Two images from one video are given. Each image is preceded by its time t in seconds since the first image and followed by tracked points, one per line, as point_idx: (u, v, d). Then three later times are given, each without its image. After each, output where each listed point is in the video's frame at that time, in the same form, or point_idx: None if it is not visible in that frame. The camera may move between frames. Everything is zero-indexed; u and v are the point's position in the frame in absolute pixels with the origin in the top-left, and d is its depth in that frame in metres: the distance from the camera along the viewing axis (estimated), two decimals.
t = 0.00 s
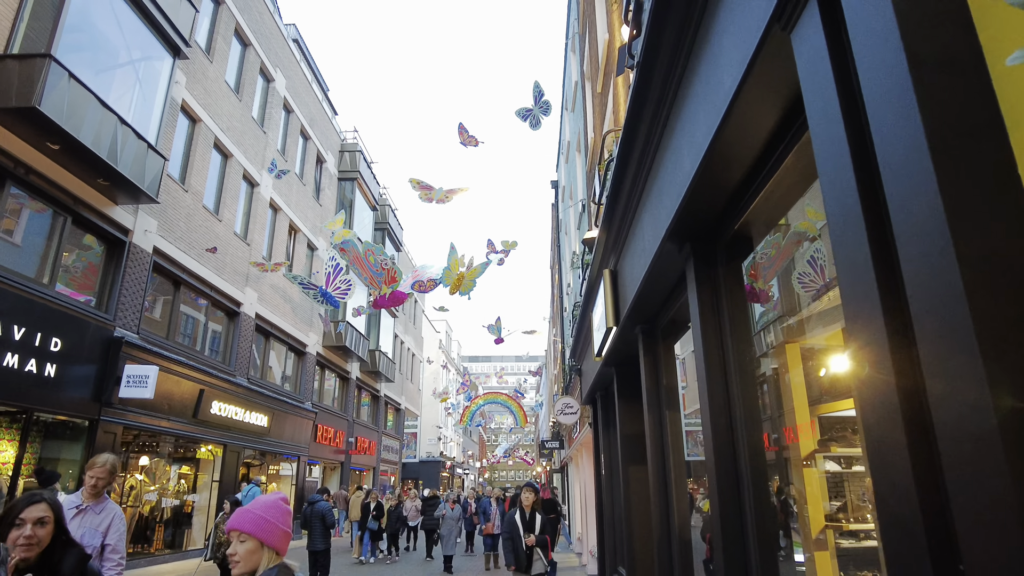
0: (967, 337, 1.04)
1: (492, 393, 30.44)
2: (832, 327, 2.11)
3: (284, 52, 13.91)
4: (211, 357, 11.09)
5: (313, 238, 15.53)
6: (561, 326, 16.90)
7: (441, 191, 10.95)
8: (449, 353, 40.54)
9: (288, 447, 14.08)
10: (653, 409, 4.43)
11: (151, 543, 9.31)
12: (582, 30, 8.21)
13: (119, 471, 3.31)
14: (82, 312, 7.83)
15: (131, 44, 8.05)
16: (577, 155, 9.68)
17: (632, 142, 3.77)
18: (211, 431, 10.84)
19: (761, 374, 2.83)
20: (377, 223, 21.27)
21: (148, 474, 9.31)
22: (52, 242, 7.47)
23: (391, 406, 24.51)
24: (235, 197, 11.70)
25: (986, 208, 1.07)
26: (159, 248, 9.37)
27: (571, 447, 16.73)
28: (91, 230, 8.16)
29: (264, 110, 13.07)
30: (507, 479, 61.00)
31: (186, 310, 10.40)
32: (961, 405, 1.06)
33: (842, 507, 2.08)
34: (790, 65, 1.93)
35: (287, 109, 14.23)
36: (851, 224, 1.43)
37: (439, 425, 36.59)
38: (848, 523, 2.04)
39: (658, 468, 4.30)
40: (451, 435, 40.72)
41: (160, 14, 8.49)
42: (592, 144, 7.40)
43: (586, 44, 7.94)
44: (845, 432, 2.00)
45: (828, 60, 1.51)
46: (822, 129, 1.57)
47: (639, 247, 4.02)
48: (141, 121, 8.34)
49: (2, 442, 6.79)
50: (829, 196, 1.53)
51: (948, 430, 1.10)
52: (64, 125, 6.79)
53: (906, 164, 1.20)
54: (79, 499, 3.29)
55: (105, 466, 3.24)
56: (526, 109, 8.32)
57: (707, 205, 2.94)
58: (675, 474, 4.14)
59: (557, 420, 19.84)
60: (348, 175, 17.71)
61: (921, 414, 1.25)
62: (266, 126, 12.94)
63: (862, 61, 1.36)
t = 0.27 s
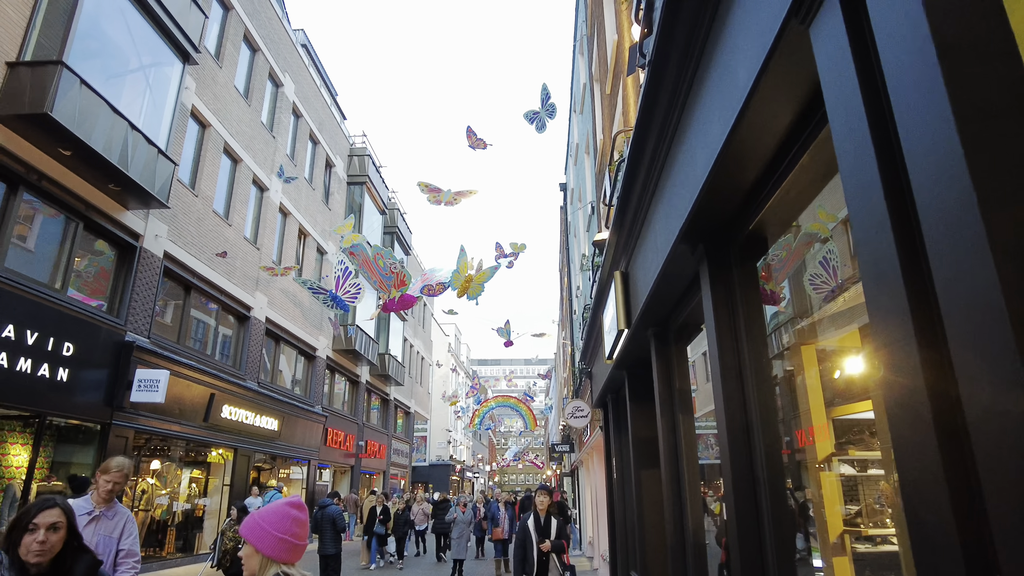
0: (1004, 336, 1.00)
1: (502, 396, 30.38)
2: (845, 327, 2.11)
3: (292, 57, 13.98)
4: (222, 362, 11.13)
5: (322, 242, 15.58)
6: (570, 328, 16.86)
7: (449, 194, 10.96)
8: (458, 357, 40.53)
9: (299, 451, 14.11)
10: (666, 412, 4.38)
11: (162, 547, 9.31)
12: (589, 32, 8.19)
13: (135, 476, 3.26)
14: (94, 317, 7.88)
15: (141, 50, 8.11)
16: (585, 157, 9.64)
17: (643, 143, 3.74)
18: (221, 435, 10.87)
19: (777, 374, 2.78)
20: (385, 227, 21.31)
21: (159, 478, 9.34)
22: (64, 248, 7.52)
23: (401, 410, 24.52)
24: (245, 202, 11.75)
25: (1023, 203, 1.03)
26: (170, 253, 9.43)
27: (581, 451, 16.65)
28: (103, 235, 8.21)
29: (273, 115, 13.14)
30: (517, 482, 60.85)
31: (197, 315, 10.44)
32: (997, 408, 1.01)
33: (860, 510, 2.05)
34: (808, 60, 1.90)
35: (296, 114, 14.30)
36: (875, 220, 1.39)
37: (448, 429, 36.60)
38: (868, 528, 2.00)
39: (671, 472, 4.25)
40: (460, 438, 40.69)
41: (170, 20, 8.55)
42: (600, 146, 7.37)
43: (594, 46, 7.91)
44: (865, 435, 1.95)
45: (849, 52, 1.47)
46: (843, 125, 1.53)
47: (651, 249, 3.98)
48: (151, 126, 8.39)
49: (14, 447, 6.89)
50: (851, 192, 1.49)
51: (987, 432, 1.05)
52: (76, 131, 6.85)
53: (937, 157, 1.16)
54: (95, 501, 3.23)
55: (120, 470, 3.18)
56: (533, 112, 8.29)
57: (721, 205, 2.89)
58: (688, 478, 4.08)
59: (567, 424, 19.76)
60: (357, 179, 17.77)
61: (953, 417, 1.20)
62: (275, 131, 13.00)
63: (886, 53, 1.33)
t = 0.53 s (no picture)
0: None
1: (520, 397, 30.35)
2: (868, 326, 2.07)
3: (309, 61, 14.10)
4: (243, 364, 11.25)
5: (341, 245, 15.68)
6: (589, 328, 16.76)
7: (466, 195, 10.96)
8: (476, 357, 40.60)
9: (320, 452, 14.22)
10: (688, 412, 4.32)
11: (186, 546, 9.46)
12: (605, 30, 8.13)
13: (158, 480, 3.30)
14: (117, 321, 8.00)
15: (160, 57, 8.23)
16: (602, 156, 9.57)
17: (662, 140, 3.69)
18: (243, 437, 10.97)
19: (802, 371, 2.72)
20: (403, 229, 21.40)
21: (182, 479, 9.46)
22: (88, 253, 7.65)
23: (420, 410, 24.61)
24: (264, 206, 11.87)
25: None
26: (191, 257, 9.55)
27: (601, 451, 16.56)
28: (126, 240, 8.35)
29: (291, 119, 13.25)
30: (537, 483, 60.75)
31: (218, 318, 10.56)
32: None
33: (887, 513, 1.99)
34: (834, 50, 1.84)
35: (313, 117, 14.41)
36: (909, 213, 1.33)
37: (467, 429, 36.68)
38: (896, 531, 1.94)
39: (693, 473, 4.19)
40: (479, 439, 40.74)
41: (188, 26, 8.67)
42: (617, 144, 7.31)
43: (610, 44, 7.85)
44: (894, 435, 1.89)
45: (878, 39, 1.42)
46: (873, 113, 1.47)
47: (671, 247, 3.92)
48: (171, 132, 8.51)
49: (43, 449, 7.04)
50: (881, 184, 1.43)
51: None
52: (98, 138, 6.96)
53: (976, 144, 1.10)
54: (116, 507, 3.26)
55: (144, 473, 3.22)
56: (548, 112, 8.24)
57: (743, 201, 2.84)
58: (711, 479, 4.01)
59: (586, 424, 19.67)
60: (374, 181, 17.86)
61: (997, 420, 1.14)
62: (293, 135, 13.11)
63: (918, 38, 1.27)
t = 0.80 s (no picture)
0: None
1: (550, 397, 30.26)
2: (906, 319, 1.98)
3: (335, 66, 14.25)
4: (276, 366, 11.43)
5: (369, 247, 15.82)
6: (618, 327, 16.57)
7: (492, 195, 10.94)
8: (504, 358, 40.61)
9: (352, 452, 14.36)
10: (721, 411, 4.23)
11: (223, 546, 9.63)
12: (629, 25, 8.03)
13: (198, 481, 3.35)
14: (153, 325, 8.20)
15: (190, 66, 8.41)
16: (628, 152, 9.46)
17: (690, 133, 3.59)
18: (277, 438, 11.14)
19: (840, 368, 2.63)
20: (430, 231, 21.51)
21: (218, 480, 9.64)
22: (125, 259, 7.87)
23: (450, 410, 24.71)
24: (294, 210, 12.04)
25: None
26: (224, 261, 9.74)
27: (632, 451, 16.39)
28: (160, 245, 8.56)
29: (318, 123, 13.41)
30: (568, 483, 60.57)
31: (250, 321, 10.75)
32: None
33: (932, 513, 1.90)
34: (869, 33, 1.76)
35: (340, 122, 14.57)
36: (956, 198, 1.25)
37: (497, 429, 36.73)
38: (943, 533, 1.84)
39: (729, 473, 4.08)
40: (509, 439, 40.77)
41: (216, 33, 8.86)
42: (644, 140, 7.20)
43: (634, 39, 7.75)
44: (938, 433, 1.80)
45: (920, 13, 1.33)
46: (912, 92, 1.39)
47: (701, 243, 3.83)
48: (201, 139, 8.68)
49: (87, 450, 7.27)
50: (924, 167, 1.35)
51: None
52: (133, 146, 7.14)
53: None
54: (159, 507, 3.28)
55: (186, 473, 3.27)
56: (574, 109, 8.17)
57: (776, 193, 2.74)
58: (746, 479, 3.91)
59: (616, 423, 19.50)
60: (401, 183, 17.98)
61: None
62: (320, 139, 13.27)
63: (963, 9, 1.19)
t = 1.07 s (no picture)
0: None
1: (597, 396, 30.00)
2: (970, 309, 1.90)
3: (376, 73, 14.48)
4: (326, 368, 11.69)
5: (413, 250, 16.01)
6: (665, 324, 16.25)
7: (532, 193, 10.89)
8: (549, 357, 40.52)
9: (402, 452, 14.56)
10: (775, 408, 4.08)
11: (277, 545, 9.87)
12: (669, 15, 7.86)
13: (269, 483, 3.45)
14: (208, 330, 8.52)
15: (236, 78, 8.71)
16: (671, 145, 9.27)
17: (737, 122, 3.46)
18: (328, 439, 11.38)
19: (902, 359, 2.49)
20: (473, 232, 21.63)
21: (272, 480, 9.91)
22: (179, 267, 8.25)
23: (497, 410, 24.79)
24: (340, 215, 12.28)
25: None
26: (273, 267, 10.03)
27: (682, 449, 16.07)
28: (212, 253, 8.93)
29: (360, 129, 13.65)
30: (617, 483, 59.96)
31: (301, 325, 11.03)
32: None
33: (1006, 513, 1.77)
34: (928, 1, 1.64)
35: (382, 127, 14.79)
36: None
37: (544, 428, 36.67)
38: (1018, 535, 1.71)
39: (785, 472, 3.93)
40: (556, 438, 40.63)
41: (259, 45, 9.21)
42: (687, 132, 7.04)
43: (674, 29, 7.59)
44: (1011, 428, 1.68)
45: None
46: (974, 58, 1.29)
47: (750, 234, 3.69)
48: (249, 149, 8.96)
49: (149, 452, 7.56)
50: (992, 139, 1.25)
51: None
52: (183, 158, 7.47)
53: None
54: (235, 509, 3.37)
55: (259, 474, 3.38)
56: (616, 103, 8.06)
57: (827, 179, 2.61)
58: (804, 478, 3.75)
59: (665, 422, 19.16)
60: (443, 186, 18.14)
61: None
62: (363, 145, 13.49)
63: None
